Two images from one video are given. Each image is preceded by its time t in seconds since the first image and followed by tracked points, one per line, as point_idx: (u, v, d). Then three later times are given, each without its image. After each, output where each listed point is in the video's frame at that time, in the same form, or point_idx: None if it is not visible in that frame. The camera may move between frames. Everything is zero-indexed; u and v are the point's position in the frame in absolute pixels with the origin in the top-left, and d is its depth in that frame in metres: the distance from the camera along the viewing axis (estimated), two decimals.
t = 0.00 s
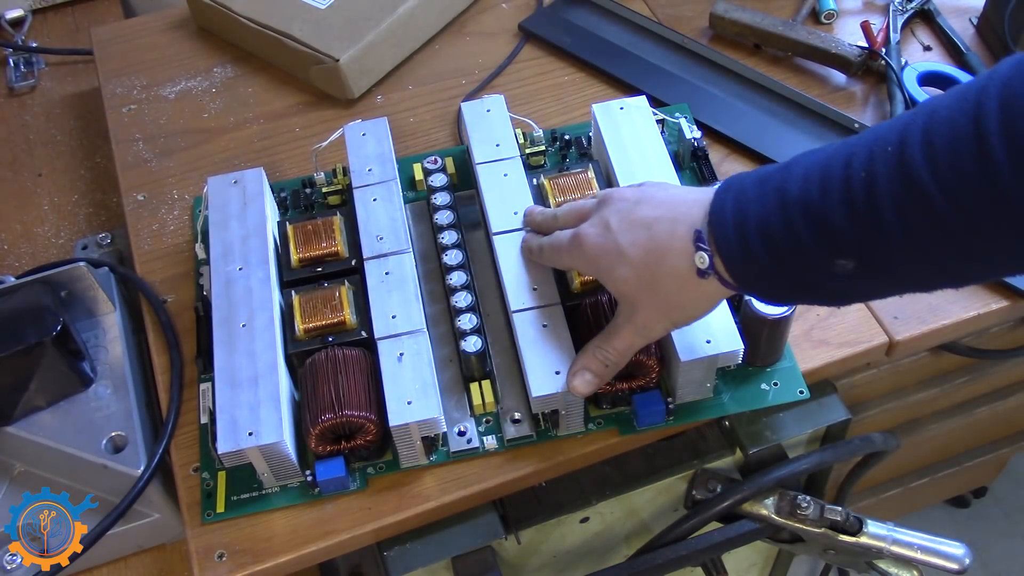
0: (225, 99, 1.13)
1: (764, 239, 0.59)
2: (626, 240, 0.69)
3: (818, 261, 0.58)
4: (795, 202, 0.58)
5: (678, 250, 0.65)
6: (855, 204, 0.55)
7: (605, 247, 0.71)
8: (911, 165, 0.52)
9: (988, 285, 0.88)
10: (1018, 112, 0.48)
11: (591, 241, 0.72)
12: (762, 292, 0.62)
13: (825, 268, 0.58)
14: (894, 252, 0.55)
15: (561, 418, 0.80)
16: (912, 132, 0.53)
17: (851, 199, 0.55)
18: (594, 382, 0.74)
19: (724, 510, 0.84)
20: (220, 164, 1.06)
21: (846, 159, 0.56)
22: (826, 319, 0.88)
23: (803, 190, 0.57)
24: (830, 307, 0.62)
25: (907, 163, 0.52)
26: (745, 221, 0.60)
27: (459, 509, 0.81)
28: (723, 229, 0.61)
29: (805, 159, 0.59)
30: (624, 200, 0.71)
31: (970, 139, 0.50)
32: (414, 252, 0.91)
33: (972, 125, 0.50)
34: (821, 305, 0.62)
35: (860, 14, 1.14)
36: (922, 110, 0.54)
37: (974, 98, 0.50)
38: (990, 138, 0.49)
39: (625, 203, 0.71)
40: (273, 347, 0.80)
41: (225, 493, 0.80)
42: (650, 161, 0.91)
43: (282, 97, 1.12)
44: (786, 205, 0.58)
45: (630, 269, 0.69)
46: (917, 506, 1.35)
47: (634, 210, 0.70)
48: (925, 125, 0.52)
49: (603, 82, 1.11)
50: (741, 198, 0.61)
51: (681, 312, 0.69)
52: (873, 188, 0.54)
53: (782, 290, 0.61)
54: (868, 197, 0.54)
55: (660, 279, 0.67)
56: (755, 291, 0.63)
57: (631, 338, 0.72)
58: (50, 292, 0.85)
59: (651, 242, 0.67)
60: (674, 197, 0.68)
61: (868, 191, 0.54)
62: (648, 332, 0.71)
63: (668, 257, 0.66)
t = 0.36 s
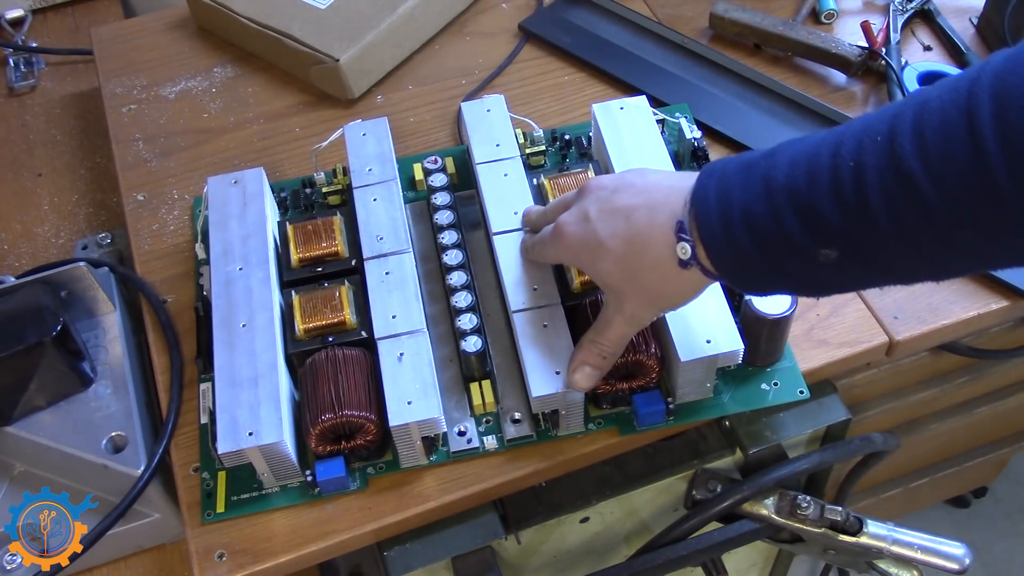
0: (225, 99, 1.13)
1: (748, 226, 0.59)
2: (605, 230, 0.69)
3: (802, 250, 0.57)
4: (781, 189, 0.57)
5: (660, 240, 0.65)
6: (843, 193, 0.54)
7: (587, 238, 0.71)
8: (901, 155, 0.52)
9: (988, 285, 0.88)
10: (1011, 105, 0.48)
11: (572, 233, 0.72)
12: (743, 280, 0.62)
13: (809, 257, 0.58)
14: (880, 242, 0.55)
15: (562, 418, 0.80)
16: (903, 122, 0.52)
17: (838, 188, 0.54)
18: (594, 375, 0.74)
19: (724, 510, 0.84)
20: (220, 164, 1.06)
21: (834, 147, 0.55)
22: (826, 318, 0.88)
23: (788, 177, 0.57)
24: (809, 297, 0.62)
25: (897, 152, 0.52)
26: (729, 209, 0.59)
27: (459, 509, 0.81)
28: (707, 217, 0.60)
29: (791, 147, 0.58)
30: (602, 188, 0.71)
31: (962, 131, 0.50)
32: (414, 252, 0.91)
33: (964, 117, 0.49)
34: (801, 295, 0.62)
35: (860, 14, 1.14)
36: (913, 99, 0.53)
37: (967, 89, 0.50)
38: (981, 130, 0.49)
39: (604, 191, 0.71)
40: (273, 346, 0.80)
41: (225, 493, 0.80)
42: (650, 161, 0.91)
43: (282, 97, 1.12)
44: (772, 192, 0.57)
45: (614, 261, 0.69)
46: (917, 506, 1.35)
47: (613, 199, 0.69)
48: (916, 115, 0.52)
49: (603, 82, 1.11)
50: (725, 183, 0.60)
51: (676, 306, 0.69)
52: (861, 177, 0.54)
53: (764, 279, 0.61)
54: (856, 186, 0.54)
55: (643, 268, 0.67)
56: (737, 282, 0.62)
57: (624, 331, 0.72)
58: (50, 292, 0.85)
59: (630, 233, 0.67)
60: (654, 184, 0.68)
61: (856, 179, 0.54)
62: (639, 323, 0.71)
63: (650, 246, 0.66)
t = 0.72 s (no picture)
0: (225, 99, 1.13)
1: (744, 226, 0.59)
2: (599, 232, 0.69)
3: (799, 249, 0.57)
4: (777, 189, 0.57)
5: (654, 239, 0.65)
6: (840, 192, 0.54)
7: (581, 240, 0.71)
8: (898, 154, 0.52)
9: (988, 284, 0.88)
10: (1010, 105, 0.48)
11: (566, 234, 0.72)
12: (739, 279, 0.62)
13: (805, 256, 0.58)
14: (877, 242, 0.55)
15: (562, 418, 0.80)
16: (900, 121, 0.52)
17: (835, 188, 0.54)
18: (592, 376, 0.74)
19: (724, 510, 0.84)
20: (220, 164, 1.06)
21: (831, 147, 0.55)
22: (826, 319, 0.88)
23: (784, 177, 0.57)
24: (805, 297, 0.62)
25: (894, 151, 0.52)
26: (725, 208, 0.59)
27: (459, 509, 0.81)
28: (703, 217, 0.60)
29: (788, 146, 0.58)
30: (597, 190, 0.71)
31: (960, 130, 0.50)
32: (414, 252, 0.91)
33: (961, 117, 0.50)
34: (797, 294, 0.62)
35: (860, 14, 1.14)
36: (910, 98, 0.53)
37: (964, 88, 0.50)
38: (979, 129, 0.49)
39: (598, 193, 0.71)
40: (272, 346, 0.80)
41: (225, 493, 0.80)
42: (650, 160, 0.91)
43: (282, 97, 1.12)
44: (768, 192, 0.57)
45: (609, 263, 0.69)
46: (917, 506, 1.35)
47: (607, 200, 0.69)
48: (914, 114, 0.52)
49: (603, 82, 1.11)
50: (721, 183, 0.60)
51: (674, 306, 0.69)
52: (858, 177, 0.54)
53: (759, 278, 0.61)
54: (853, 185, 0.54)
55: (638, 269, 0.67)
56: (733, 282, 0.62)
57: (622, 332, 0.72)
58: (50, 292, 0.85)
59: (624, 234, 0.67)
60: (649, 185, 0.68)
61: (853, 179, 0.54)
62: (637, 323, 0.71)
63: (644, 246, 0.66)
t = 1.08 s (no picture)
0: (225, 99, 1.13)
1: (743, 227, 0.59)
2: (599, 233, 0.69)
3: (798, 250, 0.57)
4: (776, 190, 0.57)
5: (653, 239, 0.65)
6: (839, 193, 0.54)
7: (581, 241, 0.71)
8: (898, 154, 0.52)
9: (988, 284, 0.88)
10: (1009, 105, 0.48)
11: (566, 236, 0.72)
12: (738, 280, 0.62)
13: (805, 257, 0.58)
14: (876, 242, 0.55)
15: (562, 418, 0.80)
16: (900, 121, 0.52)
17: (834, 188, 0.54)
18: (592, 377, 0.74)
19: (724, 510, 0.84)
20: (220, 164, 1.06)
21: (831, 147, 0.55)
22: (826, 319, 0.88)
23: (784, 178, 0.57)
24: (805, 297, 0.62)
25: (894, 152, 0.52)
26: (725, 209, 0.59)
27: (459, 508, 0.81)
28: (702, 218, 0.60)
29: (787, 147, 0.58)
30: (596, 190, 0.71)
31: (959, 131, 0.50)
32: (414, 252, 0.91)
33: (961, 117, 0.50)
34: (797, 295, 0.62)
35: (860, 14, 1.14)
36: (909, 98, 0.53)
37: (964, 89, 0.50)
38: (979, 129, 0.49)
39: (598, 193, 0.71)
40: (272, 346, 0.80)
41: (226, 493, 0.80)
42: (650, 160, 0.91)
43: (282, 97, 1.12)
44: (768, 193, 0.57)
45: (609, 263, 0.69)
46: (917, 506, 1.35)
47: (607, 201, 0.69)
48: (913, 115, 0.52)
49: (603, 82, 1.11)
50: (721, 185, 0.60)
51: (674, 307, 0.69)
52: (857, 177, 0.53)
53: (758, 279, 0.61)
54: (852, 185, 0.54)
55: (638, 270, 0.67)
56: (732, 282, 0.62)
57: (619, 330, 0.72)
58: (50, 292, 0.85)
59: (624, 236, 0.67)
60: (648, 185, 0.68)
61: (852, 180, 0.54)
62: (637, 324, 0.71)
63: (643, 247, 0.66)
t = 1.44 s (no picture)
0: (225, 99, 1.13)
1: (763, 236, 0.58)
2: (624, 241, 0.67)
3: (817, 259, 0.57)
4: (795, 199, 0.57)
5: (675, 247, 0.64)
6: (857, 201, 0.54)
7: (602, 246, 0.69)
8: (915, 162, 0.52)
9: (988, 284, 0.88)
10: (1023, 113, 0.48)
11: (587, 240, 0.71)
12: (757, 290, 0.61)
13: (824, 266, 0.57)
14: (894, 250, 0.55)
15: (562, 418, 0.80)
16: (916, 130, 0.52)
17: (852, 197, 0.54)
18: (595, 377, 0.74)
19: (724, 510, 0.84)
20: (220, 164, 1.06)
21: (848, 156, 0.55)
22: (826, 319, 0.88)
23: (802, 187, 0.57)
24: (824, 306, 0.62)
25: (910, 161, 0.52)
26: (744, 218, 0.59)
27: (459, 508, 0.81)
28: (722, 227, 0.60)
29: (806, 157, 0.58)
30: (618, 196, 0.69)
31: (974, 138, 0.50)
32: (414, 252, 0.91)
33: (975, 125, 0.50)
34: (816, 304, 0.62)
35: (860, 14, 1.14)
36: (925, 108, 0.53)
37: (979, 97, 0.50)
38: (993, 137, 0.49)
39: (620, 199, 0.69)
40: (272, 346, 0.80)
41: (226, 493, 0.80)
42: (650, 160, 0.91)
43: (282, 97, 1.12)
44: (786, 202, 0.57)
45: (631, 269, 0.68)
46: (917, 507, 1.35)
47: (630, 208, 0.68)
48: (929, 123, 0.52)
49: (603, 82, 1.11)
50: (740, 194, 0.60)
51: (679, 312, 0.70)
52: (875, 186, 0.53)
53: (777, 289, 0.61)
54: (870, 194, 0.54)
55: (658, 278, 0.67)
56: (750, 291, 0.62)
57: (626, 331, 0.72)
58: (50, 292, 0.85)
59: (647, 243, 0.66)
60: (671, 192, 0.66)
61: (869, 188, 0.54)
62: (648, 329, 0.71)
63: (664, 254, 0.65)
